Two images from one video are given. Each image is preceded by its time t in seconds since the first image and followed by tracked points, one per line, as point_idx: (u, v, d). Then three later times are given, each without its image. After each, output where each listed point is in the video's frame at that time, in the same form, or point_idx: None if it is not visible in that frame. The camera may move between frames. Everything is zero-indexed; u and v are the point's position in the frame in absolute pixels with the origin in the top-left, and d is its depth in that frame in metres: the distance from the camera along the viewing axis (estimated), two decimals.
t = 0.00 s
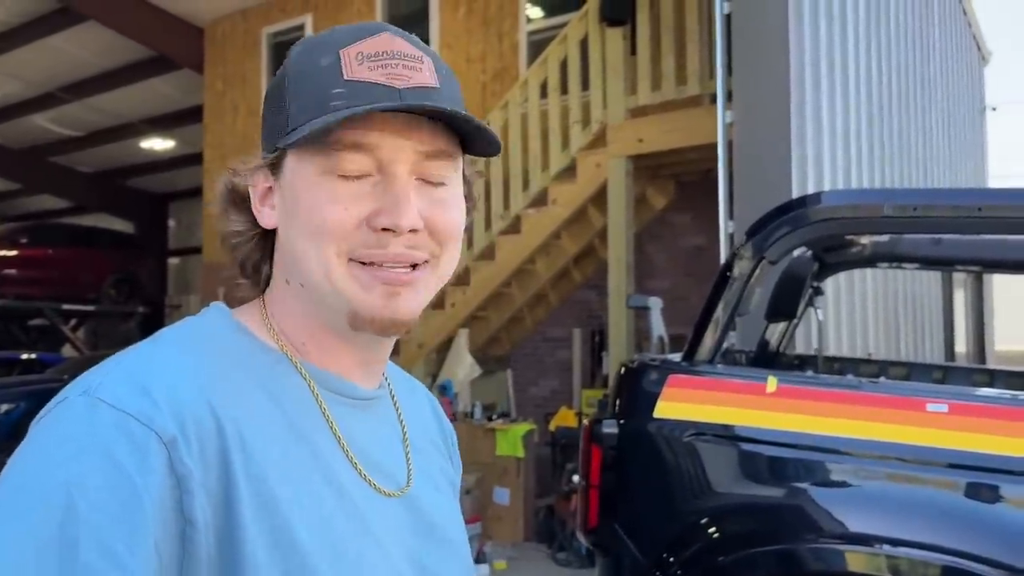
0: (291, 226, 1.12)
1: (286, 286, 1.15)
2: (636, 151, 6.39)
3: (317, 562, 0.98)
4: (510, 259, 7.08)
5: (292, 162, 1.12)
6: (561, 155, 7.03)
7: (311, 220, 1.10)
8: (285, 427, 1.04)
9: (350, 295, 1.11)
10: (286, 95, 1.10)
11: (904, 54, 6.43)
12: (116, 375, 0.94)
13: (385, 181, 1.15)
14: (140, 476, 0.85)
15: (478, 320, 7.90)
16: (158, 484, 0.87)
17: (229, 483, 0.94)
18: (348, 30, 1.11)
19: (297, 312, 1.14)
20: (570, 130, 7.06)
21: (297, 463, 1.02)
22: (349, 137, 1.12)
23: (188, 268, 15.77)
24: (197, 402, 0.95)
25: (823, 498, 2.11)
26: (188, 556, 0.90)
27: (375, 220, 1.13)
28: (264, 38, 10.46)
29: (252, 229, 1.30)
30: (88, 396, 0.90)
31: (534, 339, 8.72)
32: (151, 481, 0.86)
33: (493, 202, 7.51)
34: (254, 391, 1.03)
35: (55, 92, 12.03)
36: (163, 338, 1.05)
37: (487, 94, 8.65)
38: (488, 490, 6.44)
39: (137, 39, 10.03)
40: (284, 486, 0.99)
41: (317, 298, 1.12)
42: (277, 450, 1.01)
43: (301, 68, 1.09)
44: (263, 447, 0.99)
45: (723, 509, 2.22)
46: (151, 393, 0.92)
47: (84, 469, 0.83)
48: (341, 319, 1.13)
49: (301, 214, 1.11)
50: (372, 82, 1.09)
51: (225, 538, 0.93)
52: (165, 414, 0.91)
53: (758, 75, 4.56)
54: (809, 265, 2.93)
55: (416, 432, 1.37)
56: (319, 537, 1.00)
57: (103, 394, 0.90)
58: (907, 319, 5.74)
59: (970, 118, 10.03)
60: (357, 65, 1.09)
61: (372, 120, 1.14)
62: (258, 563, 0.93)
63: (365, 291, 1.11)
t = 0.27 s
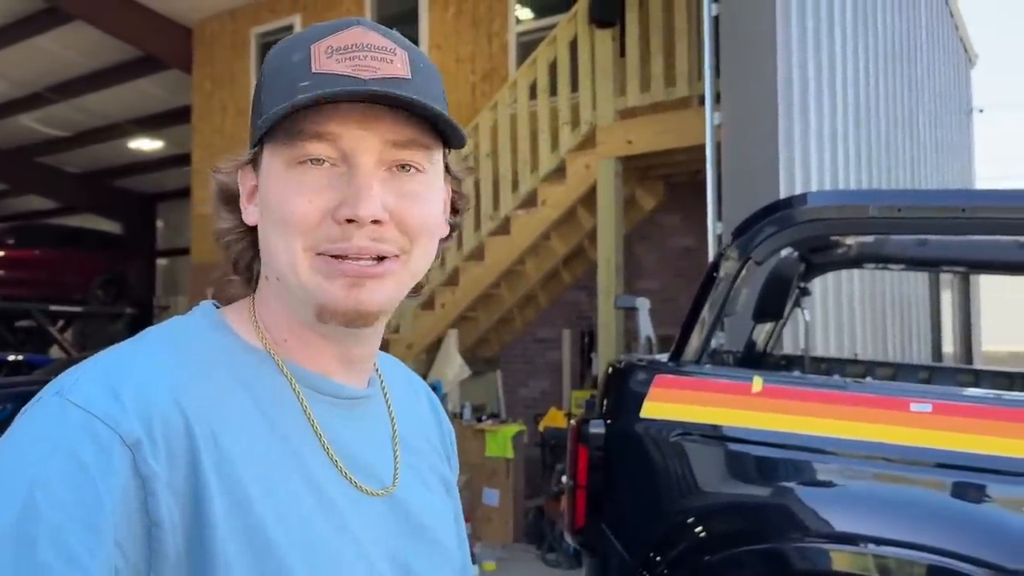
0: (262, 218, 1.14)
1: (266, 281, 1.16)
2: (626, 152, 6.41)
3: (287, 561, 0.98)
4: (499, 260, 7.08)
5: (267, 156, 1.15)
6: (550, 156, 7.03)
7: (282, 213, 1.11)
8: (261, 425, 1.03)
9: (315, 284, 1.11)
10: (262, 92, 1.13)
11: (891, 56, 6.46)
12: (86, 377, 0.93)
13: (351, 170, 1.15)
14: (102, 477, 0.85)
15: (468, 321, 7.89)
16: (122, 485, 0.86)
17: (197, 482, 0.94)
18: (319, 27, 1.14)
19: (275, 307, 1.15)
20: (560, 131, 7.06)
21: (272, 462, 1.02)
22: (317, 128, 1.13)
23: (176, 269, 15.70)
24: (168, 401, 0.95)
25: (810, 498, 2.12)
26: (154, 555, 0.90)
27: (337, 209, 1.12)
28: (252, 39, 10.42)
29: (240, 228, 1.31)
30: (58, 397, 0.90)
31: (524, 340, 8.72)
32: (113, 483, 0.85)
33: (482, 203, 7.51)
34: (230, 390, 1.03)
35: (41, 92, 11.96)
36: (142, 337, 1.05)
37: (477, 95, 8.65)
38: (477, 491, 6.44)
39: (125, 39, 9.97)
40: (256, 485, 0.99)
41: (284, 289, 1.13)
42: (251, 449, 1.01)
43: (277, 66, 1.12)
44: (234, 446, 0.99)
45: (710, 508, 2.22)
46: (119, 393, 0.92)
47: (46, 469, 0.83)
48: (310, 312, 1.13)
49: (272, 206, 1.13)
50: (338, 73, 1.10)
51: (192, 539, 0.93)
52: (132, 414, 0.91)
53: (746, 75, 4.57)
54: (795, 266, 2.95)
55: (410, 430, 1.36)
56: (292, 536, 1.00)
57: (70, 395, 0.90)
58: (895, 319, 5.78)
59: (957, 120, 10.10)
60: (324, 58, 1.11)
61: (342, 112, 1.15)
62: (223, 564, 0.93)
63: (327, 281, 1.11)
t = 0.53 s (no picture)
0: (277, 225, 1.10)
1: (259, 283, 1.12)
2: (608, 152, 6.42)
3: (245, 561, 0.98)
4: (482, 259, 7.08)
5: (275, 154, 1.10)
6: (533, 155, 7.04)
7: (309, 222, 1.09)
8: (218, 427, 1.04)
9: (348, 305, 1.11)
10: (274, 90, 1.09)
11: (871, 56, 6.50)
12: (43, 378, 0.94)
13: (386, 186, 1.15)
14: (57, 479, 0.85)
15: (451, 320, 7.89)
16: (76, 485, 0.87)
17: (154, 482, 0.94)
18: (342, 32, 1.11)
19: (271, 314, 1.13)
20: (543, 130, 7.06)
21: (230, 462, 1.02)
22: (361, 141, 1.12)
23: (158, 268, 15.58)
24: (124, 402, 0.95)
25: (787, 495, 2.14)
26: (111, 555, 0.90)
27: (375, 223, 1.13)
28: (234, 36, 10.36)
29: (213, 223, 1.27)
30: (13, 399, 0.91)
31: (507, 338, 8.73)
32: (67, 482, 0.86)
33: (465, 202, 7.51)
34: (187, 391, 1.03)
35: (21, 89, 11.85)
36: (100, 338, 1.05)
37: (460, 94, 8.65)
38: (460, 490, 6.43)
39: (106, 37, 9.89)
40: (214, 484, 0.99)
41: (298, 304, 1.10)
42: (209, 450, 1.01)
43: (295, 66, 1.08)
44: (191, 446, 0.99)
45: (687, 504, 2.24)
46: (74, 395, 0.93)
47: None
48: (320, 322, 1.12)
49: (288, 210, 1.10)
50: (374, 87, 1.10)
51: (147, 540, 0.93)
52: (86, 415, 0.91)
53: (726, 74, 4.59)
54: (773, 265, 2.97)
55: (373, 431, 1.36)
56: (250, 535, 1.00)
57: (24, 397, 0.90)
58: (874, 318, 5.82)
59: (937, 120, 10.18)
60: (359, 69, 1.10)
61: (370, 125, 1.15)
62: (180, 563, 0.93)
63: (357, 303, 1.12)
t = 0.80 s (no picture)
0: (378, 260, 1.10)
1: (320, 303, 1.08)
2: (586, 150, 6.44)
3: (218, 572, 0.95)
4: (460, 257, 7.08)
5: (392, 193, 1.10)
6: (511, 152, 7.04)
7: (399, 263, 1.13)
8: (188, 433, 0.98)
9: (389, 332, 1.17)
10: (402, 137, 1.09)
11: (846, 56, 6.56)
12: (10, 388, 0.87)
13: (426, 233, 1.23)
14: (30, 507, 0.81)
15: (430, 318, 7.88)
16: (50, 511, 0.82)
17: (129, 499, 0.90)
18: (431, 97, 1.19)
19: (327, 341, 1.12)
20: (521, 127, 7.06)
21: (203, 472, 0.97)
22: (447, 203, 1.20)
23: (134, 266, 15.43)
24: (95, 416, 0.89)
25: (763, 491, 2.16)
26: None
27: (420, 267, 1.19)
28: (210, 32, 10.29)
29: (235, 217, 1.03)
30: None
31: (485, 336, 8.73)
32: (39, 507, 0.81)
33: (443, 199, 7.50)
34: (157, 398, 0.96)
35: None
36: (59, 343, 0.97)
37: (438, 91, 8.64)
38: (438, 487, 6.43)
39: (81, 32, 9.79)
40: (187, 496, 0.95)
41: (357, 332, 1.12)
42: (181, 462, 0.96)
43: (422, 125, 1.12)
44: (163, 458, 0.94)
45: (664, 501, 2.25)
46: (41, 410, 0.86)
47: None
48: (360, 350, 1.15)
49: (387, 247, 1.11)
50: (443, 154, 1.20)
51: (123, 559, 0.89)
52: (58, 431, 0.85)
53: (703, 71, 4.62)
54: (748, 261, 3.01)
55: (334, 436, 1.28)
56: (225, 546, 0.97)
57: None
58: (849, 315, 5.89)
59: (911, 120, 10.30)
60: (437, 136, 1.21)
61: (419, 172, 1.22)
62: None
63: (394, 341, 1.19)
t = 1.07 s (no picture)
0: (379, 257, 1.10)
1: (318, 297, 1.08)
2: (558, 145, 6.46)
3: (224, 565, 0.96)
4: (432, 252, 7.07)
5: (395, 192, 1.10)
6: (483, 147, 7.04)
7: (395, 263, 1.13)
8: (195, 429, 0.97)
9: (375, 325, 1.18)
10: (407, 138, 1.09)
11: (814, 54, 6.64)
12: (27, 382, 0.85)
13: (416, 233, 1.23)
14: (63, 508, 0.80)
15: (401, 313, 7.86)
16: (80, 510, 0.82)
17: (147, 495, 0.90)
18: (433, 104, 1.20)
19: (321, 334, 1.12)
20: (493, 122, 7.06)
21: (208, 469, 0.97)
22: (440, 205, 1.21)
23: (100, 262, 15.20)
24: (116, 415, 0.88)
25: (732, 482, 2.18)
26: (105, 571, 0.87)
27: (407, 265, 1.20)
28: (177, 23, 10.20)
29: (240, 208, 1.01)
30: None
31: (457, 331, 8.72)
32: (70, 505, 0.81)
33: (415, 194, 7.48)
34: (169, 393, 0.96)
35: None
36: (63, 335, 0.95)
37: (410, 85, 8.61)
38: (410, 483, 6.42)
39: (44, 22, 9.61)
40: (194, 488, 0.95)
41: (351, 326, 1.13)
42: (190, 459, 0.96)
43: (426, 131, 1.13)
44: (174, 456, 0.94)
45: (635, 492, 2.27)
46: (66, 406, 0.85)
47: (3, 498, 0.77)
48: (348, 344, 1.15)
49: (387, 246, 1.11)
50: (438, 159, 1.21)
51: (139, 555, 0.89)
52: (85, 429, 0.84)
53: (673, 69, 4.66)
54: (718, 255, 3.05)
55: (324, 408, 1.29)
56: (230, 539, 0.98)
57: (17, 412, 0.82)
58: (817, 310, 5.97)
59: (878, 118, 10.45)
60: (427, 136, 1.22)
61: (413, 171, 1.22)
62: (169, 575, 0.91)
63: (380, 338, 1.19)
